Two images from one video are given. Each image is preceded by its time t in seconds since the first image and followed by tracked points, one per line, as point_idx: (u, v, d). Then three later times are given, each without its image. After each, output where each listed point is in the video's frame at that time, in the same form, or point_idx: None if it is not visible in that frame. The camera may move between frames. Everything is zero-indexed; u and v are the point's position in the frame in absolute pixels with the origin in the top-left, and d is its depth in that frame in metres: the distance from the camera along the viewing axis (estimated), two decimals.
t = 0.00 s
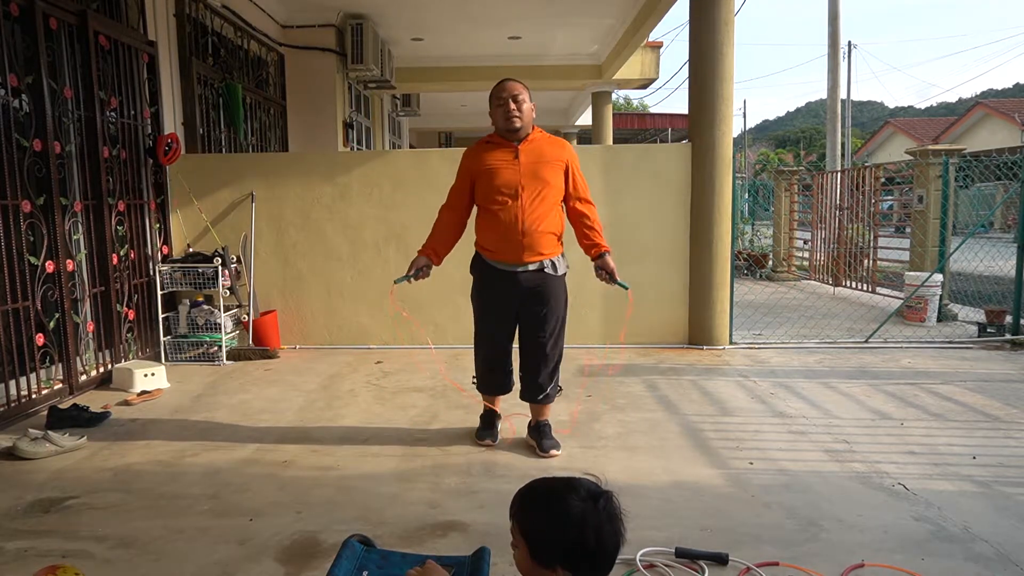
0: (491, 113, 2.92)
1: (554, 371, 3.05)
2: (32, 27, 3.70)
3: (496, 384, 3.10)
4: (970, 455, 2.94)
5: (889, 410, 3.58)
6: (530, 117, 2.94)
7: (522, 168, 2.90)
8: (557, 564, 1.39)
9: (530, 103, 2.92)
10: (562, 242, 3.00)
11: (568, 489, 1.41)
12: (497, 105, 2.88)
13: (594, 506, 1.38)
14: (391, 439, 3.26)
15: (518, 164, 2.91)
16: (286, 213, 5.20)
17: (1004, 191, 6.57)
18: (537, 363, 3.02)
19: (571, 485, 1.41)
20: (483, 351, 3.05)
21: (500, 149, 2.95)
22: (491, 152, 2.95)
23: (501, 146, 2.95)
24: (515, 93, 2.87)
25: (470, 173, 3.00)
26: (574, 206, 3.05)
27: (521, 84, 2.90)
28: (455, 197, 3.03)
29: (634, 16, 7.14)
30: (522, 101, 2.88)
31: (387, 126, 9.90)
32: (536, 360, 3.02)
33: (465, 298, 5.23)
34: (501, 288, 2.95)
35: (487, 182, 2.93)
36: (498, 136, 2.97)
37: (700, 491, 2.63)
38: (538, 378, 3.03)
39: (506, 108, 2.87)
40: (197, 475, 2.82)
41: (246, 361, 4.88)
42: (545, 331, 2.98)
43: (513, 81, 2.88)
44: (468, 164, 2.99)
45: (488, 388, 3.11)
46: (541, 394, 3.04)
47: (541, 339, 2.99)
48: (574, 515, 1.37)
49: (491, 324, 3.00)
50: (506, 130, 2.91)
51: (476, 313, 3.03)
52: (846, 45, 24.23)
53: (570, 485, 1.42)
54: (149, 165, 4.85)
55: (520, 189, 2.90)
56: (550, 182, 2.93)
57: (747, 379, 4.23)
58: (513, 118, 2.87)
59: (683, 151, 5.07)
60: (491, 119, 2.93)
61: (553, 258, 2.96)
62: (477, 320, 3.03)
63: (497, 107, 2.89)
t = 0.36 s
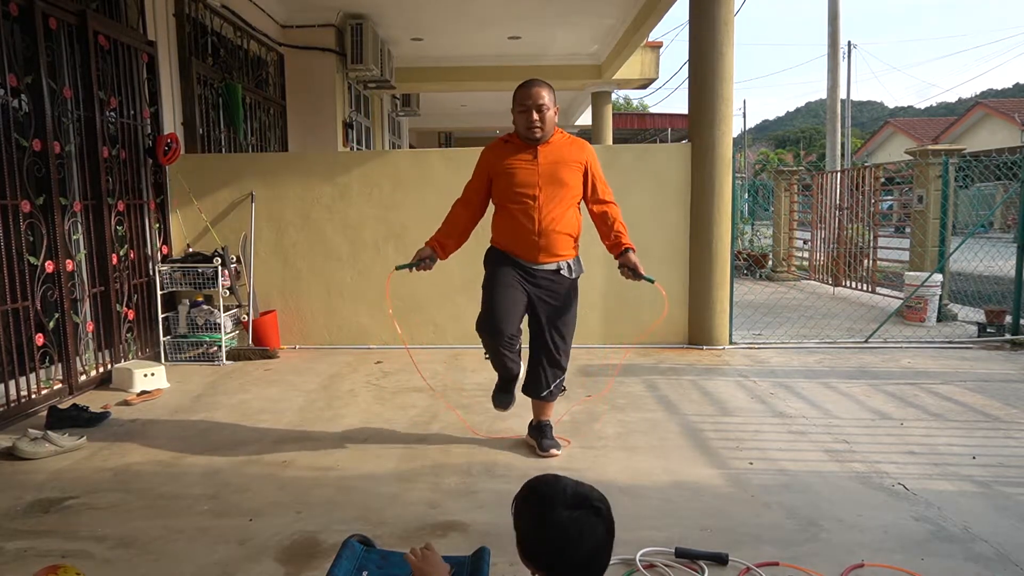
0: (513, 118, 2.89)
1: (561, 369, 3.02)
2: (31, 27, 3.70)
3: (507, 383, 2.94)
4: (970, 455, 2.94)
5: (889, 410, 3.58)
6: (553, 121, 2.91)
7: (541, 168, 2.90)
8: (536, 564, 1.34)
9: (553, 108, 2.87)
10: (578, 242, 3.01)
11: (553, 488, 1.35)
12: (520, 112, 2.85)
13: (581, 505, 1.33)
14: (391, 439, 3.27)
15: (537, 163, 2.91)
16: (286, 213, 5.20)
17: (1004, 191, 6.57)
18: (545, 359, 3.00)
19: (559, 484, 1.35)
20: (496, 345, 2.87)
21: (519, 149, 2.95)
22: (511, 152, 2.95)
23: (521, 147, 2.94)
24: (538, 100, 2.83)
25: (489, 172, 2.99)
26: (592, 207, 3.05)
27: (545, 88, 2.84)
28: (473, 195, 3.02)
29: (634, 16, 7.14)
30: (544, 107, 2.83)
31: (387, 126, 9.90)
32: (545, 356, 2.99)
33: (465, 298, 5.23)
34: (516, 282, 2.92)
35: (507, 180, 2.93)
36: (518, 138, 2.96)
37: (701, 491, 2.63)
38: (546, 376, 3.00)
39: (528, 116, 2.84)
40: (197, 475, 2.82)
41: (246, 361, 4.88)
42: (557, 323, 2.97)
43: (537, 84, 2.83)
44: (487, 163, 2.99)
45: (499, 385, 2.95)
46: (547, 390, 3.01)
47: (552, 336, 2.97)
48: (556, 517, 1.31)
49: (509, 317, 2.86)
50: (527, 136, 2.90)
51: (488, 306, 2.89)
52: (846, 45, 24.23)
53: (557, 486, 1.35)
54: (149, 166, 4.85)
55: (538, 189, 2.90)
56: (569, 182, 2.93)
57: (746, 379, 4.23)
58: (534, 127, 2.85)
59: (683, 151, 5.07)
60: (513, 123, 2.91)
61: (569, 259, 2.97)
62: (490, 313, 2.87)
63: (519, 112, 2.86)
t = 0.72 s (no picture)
0: (516, 119, 2.87)
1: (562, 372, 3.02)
2: (31, 27, 3.69)
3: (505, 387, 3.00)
4: (970, 455, 2.93)
5: (889, 410, 3.58)
6: (556, 123, 2.90)
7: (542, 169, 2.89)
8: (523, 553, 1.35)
9: (556, 110, 2.86)
10: (581, 242, 3.00)
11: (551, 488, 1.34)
12: (523, 114, 2.83)
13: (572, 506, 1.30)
14: (391, 439, 3.27)
15: (538, 163, 2.90)
16: (285, 213, 5.20)
17: (1004, 190, 6.56)
18: (546, 360, 2.99)
19: (561, 485, 1.34)
20: (495, 351, 2.96)
21: (521, 150, 2.94)
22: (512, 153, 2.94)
23: (523, 148, 2.93)
24: (541, 101, 2.81)
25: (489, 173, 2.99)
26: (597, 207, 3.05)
27: (547, 89, 2.82)
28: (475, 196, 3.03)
29: (634, 16, 7.14)
30: (547, 109, 2.82)
31: (387, 126, 9.90)
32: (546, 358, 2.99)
33: (465, 298, 5.24)
34: (519, 287, 2.92)
35: (508, 181, 2.93)
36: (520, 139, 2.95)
37: (701, 491, 2.63)
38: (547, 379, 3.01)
39: (531, 118, 2.83)
40: (197, 475, 2.82)
41: (246, 361, 4.88)
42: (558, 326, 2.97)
43: (539, 85, 2.81)
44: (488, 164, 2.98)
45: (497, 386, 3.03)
46: (547, 391, 3.02)
47: (554, 338, 2.97)
48: (544, 518, 1.30)
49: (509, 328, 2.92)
50: (529, 138, 2.88)
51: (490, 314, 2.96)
52: (846, 45, 24.22)
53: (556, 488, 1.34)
54: (149, 165, 4.85)
55: (540, 189, 2.90)
56: (571, 182, 2.93)
57: (747, 379, 4.23)
58: (537, 129, 2.84)
59: (683, 151, 5.07)
60: (516, 125, 2.90)
61: (573, 260, 2.96)
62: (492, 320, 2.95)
63: (520, 113, 2.85)
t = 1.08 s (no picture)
0: (504, 115, 2.90)
1: (561, 375, 3.04)
2: (31, 27, 3.70)
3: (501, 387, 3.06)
4: (970, 455, 2.94)
5: (889, 410, 3.58)
6: (543, 120, 2.92)
7: (530, 167, 2.89)
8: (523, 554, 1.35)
9: (543, 106, 2.89)
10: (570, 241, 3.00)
11: (555, 491, 1.34)
12: (510, 107, 2.86)
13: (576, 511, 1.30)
14: (391, 439, 3.27)
15: (526, 163, 2.90)
16: (285, 213, 5.20)
17: (1004, 190, 6.57)
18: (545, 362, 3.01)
19: (563, 487, 1.34)
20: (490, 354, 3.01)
21: (508, 150, 2.94)
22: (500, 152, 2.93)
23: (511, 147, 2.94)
24: (529, 95, 2.85)
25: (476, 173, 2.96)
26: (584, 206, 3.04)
27: (535, 85, 2.87)
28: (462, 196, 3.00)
29: (634, 16, 7.15)
30: (535, 102, 2.85)
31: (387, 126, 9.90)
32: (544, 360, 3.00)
33: (464, 298, 5.24)
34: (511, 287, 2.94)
35: (496, 181, 2.92)
36: (508, 137, 2.96)
37: (700, 491, 2.63)
38: (546, 380, 3.03)
39: (519, 110, 2.85)
40: (197, 475, 2.82)
41: (246, 361, 4.88)
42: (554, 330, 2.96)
43: (527, 81, 2.86)
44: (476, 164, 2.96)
45: (495, 387, 3.06)
46: (547, 394, 3.04)
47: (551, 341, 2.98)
48: (548, 520, 1.30)
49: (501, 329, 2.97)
50: (517, 132, 2.89)
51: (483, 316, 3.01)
52: (846, 45, 24.22)
53: (559, 489, 1.35)
54: (149, 165, 4.85)
55: (529, 189, 2.89)
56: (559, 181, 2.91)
57: (747, 379, 4.23)
58: (525, 121, 2.86)
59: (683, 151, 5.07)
60: (504, 120, 2.92)
61: (563, 259, 2.96)
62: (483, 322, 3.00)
63: (508, 107, 2.88)
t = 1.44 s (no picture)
0: (495, 95, 2.93)
1: (563, 373, 3.05)
2: (31, 27, 3.70)
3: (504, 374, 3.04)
4: (970, 455, 2.94)
5: (889, 410, 3.58)
6: (533, 100, 2.96)
7: (523, 145, 2.91)
8: (530, 554, 1.42)
9: (534, 86, 2.93)
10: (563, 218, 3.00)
11: (573, 491, 1.41)
12: (501, 86, 2.89)
13: (598, 510, 1.38)
14: (391, 439, 3.27)
15: (518, 141, 2.92)
16: (285, 213, 5.20)
17: (1004, 190, 6.56)
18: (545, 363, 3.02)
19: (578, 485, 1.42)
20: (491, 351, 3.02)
21: (501, 128, 2.96)
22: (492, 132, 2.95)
23: (503, 126, 2.96)
24: (520, 75, 2.88)
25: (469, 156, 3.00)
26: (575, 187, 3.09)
27: (526, 65, 2.90)
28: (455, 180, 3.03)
29: (633, 16, 7.15)
30: (525, 82, 2.89)
31: (387, 126, 9.90)
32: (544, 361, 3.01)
33: (464, 298, 5.24)
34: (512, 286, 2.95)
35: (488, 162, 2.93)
36: (499, 117, 2.98)
37: (700, 491, 2.63)
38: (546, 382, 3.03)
39: (510, 90, 2.89)
40: (197, 475, 2.83)
41: (246, 361, 4.88)
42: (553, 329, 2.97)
43: (519, 62, 2.90)
44: (469, 145, 2.98)
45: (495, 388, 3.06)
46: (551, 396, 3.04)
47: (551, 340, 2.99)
48: (578, 514, 1.38)
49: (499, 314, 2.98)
50: (508, 112, 2.93)
51: (480, 304, 3.02)
52: (846, 46, 24.22)
53: (576, 489, 1.42)
54: (149, 166, 4.85)
55: (520, 165, 2.90)
56: (551, 159, 2.93)
57: (746, 379, 4.23)
58: (516, 101, 2.89)
59: (683, 151, 5.07)
60: (494, 100, 2.95)
61: (557, 235, 2.95)
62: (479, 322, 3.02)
63: (499, 87, 2.91)
